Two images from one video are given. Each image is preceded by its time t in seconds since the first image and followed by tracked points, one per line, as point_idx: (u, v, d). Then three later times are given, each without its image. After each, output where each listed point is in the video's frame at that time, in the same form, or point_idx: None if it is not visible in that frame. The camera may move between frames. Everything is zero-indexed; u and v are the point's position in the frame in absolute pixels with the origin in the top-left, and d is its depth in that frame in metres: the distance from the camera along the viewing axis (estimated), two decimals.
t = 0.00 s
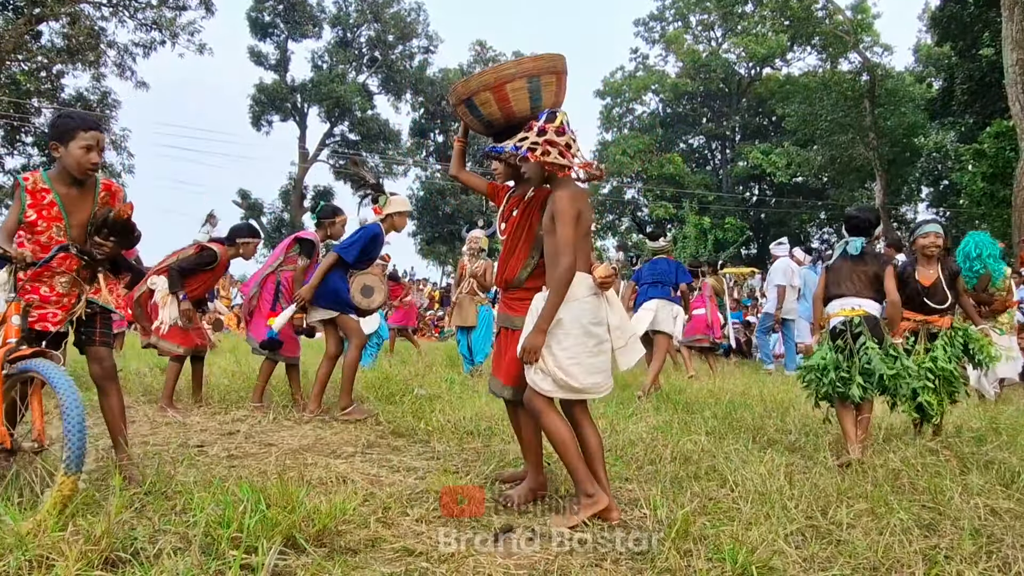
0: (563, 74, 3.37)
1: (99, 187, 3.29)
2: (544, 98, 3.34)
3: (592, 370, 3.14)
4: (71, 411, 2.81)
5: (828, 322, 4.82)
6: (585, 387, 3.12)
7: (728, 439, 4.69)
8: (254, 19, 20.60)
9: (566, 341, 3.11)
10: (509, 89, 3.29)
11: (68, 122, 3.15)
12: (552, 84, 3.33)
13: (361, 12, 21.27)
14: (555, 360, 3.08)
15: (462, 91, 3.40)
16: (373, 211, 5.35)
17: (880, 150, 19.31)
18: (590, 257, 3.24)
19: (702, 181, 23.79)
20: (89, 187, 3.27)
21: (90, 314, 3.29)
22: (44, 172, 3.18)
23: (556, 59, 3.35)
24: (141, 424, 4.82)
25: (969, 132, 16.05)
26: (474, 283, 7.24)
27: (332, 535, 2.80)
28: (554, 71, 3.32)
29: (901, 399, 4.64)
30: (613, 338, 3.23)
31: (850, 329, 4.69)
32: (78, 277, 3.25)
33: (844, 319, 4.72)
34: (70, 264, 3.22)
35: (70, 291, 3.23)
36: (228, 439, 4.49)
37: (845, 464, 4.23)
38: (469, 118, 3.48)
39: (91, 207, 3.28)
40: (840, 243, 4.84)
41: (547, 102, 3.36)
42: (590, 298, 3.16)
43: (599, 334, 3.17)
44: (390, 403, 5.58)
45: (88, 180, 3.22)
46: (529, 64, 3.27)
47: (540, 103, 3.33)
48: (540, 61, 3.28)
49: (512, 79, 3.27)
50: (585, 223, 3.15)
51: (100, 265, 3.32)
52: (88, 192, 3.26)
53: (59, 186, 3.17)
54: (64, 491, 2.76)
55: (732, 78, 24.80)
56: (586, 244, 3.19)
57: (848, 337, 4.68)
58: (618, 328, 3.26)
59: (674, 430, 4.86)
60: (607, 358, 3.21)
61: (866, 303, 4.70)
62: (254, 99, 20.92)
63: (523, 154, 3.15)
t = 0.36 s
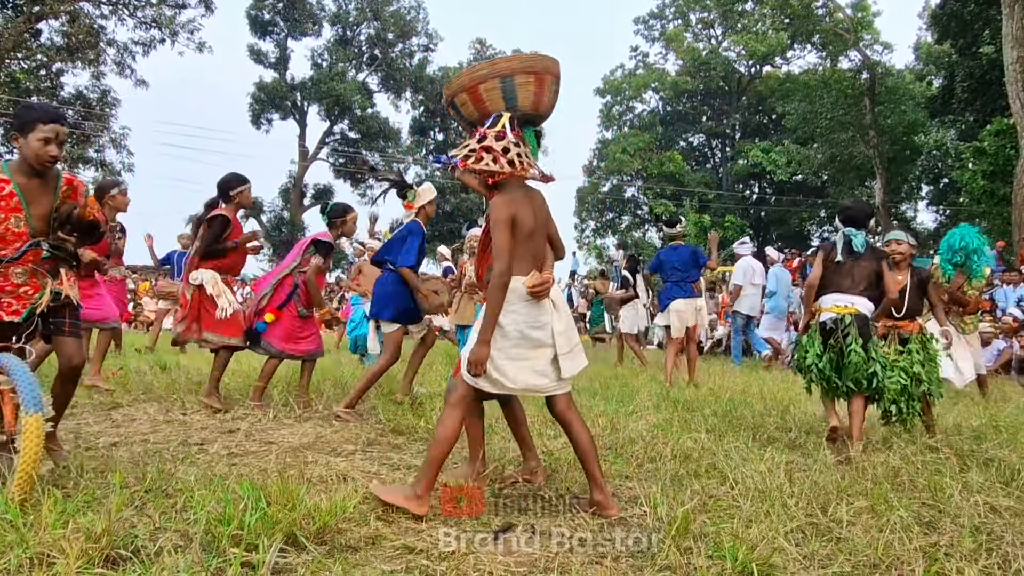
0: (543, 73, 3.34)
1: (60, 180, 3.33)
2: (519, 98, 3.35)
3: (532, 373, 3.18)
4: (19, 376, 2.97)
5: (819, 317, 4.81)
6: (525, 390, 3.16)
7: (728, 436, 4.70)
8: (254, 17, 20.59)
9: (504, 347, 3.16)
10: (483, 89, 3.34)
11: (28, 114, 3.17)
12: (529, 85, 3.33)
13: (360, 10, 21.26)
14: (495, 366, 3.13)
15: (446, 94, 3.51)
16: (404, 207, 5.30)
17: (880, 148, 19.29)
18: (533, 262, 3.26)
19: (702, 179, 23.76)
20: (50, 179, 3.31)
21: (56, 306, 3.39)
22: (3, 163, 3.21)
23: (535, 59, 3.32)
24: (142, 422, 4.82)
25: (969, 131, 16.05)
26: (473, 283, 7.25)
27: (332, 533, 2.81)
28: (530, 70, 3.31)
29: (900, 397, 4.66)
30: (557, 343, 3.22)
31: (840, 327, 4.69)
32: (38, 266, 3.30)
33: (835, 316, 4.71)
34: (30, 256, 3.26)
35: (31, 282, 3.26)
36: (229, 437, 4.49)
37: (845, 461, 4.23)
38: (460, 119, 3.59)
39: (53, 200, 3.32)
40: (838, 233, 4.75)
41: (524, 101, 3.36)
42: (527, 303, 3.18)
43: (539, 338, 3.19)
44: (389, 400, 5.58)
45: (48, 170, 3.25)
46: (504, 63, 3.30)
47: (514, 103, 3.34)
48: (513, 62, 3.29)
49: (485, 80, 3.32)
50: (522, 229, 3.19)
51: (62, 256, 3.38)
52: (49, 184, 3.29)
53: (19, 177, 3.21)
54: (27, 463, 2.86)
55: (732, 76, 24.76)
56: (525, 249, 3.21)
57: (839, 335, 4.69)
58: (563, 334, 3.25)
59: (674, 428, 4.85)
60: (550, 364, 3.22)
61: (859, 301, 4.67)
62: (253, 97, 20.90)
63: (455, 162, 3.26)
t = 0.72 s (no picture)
0: (507, 65, 3.56)
1: (63, 187, 3.36)
2: (478, 85, 3.57)
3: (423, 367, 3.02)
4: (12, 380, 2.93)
5: (805, 314, 4.80)
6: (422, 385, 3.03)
7: (728, 434, 4.70)
8: (253, 15, 20.58)
9: (401, 334, 3.04)
10: (444, 74, 3.59)
11: (27, 121, 3.18)
12: (486, 73, 3.55)
13: (360, 8, 21.24)
14: (388, 353, 3.03)
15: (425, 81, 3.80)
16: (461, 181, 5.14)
17: (880, 146, 19.26)
18: (445, 250, 3.09)
19: (703, 177, 23.74)
20: (53, 186, 3.33)
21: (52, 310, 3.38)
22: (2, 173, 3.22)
23: (496, 50, 3.55)
24: (142, 420, 4.81)
25: (970, 129, 16.03)
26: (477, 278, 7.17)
27: (333, 530, 2.81)
28: (492, 61, 3.54)
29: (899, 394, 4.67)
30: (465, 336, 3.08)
31: (828, 325, 4.69)
32: (38, 273, 3.32)
33: (822, 314, 4.71)
34: (29, 264, 3.27)
35: (33, 287, 3.31)
36: (229, 434, 4.49)
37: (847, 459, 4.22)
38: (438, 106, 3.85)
39: (55, 209, 3.36)
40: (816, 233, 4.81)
41: (483, 89, 3.57)
42: (431, 294, 3.03)
43: (435, 331, 3.03)
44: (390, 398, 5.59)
45: (50, 179, 3.27)
46: (466, 52, 3.54)
47: (470, 89, 3.56)
48: (473, 49, 3.52)
49: (445, 65, 3.57)
50: (428, 214, 3.04)
51: (64, 264, 3.41)
52: (51, 192, 3.32)
53: (17, 187, 3.22)
54: (18, 467, 2.85)
55: (733, 74, 24.74)
56: (432, 235, 3.06)
57: (829, 333, 4.69)
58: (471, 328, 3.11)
59: (674, 425, 4.85)
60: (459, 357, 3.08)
61: (844, 299, 4.68)
62: (253, 95, 20.90)
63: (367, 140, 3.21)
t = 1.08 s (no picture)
0: (487, 55, 3.45)
1: (92, 193, 3.33)
2: (462, 81, 3.46)
3: (404, 372, 2.96)
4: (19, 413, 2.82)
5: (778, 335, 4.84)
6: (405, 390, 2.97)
7: (728, 432, 4.69)
8: (254, 14, 20.56)
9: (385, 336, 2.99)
10: (433, 77, 3.56)
11: (56, 122, 3.18)
12: (467, 66, 3.44)
13: (360, 7, 21.22)
14: (372, 355, 2.99)
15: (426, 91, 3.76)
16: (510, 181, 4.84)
17: (881, 144, 19.24)
18: (431, 249, 3.04)
19: (703, 176, 23.73)
20: (81, 191, 3.31)
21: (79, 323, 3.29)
22: (33, 176, 3.23)
23: (474, 42, 3.45)
24: (142, 419, 4.81)
25: (970, 127, 16.01)
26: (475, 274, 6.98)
27: (333, 528, 2.80)
28: (473, 52, 3.45)
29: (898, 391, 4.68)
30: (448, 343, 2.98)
31: (800, 344, 4.70)
32: (67, 283, 3.30)
33: (795, 332, 4.73)
34: (58, 272, 3.26)
35: (58, 296, 3.29)
36: (230, 433, 4.49)
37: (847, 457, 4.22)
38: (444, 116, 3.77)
39: (83, 215, 3.33)
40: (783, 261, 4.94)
41: (467, 84, 3.46)
42: (416, 296, 2.96)
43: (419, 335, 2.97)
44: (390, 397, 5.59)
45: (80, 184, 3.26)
46: (451, 50, 3.48)
47: (455, 86, 3.46)
48: (452, 46, 3.46)
49: (432, 67, 3.54)
50: (412, 212, 3.00)
51: (95, 276, 3.36)
52: (79, 198, 3.30)
53: (47, 191, 3.23)
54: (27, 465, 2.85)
55: (733, 73, 24.73)
56: (418, 234, 3.01)
57: (799, 352, 4.68)
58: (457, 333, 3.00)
59: (675, 424, 4.86)
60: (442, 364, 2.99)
61: (816, 317, 4.72)
62: (254, 94, 20.89)
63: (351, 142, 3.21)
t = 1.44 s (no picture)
0: (515, 59, 3.25)
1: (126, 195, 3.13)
2: (491, 90, 3.28)
3: (441, 389, 2.85)
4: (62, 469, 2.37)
5: (774, 335, 4.86)
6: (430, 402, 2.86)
7: (729, 432, 4.69)
8: (254, 14, 20.54)
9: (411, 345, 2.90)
10: (463, 91, 3.37)
11: (88, 121, 2.97)
12: (496, 74, 3.26)
13: (360, 7, 21.20)
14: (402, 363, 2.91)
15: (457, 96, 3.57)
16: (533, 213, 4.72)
17: (880, 143, 19.23)
18: (462, 254, 2.88)
19: (703, 175, 23.74)
20: (115, 194, 3.10)
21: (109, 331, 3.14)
22: (67, 177, 3.01)
23: (501, 48, 3.26)
24: (144, 419, 4.81)
25: (970, 126, 16.01)
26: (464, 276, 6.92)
27: (335, 528, 2.81)
28: (499, 58, 3.26)
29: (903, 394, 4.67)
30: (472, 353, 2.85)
31: (794, 345, 4.74)
32: (99, 286, 3.15)
33: (788, 335, 4.75)
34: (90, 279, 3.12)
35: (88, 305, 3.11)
36: (231, 433, 4.49)
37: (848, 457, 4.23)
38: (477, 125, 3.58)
39: (116, 217, 3.14)
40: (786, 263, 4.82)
41: (498, 92, 3.28)
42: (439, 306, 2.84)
43: (452, 348, 2.85)
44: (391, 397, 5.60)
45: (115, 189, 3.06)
46: (477, 60, 3.29)
47: (485, 98, 3.28)
48: (481, 55, 3.28)
49: (462, 78, 3.36)
50: (441, 212, 2.84)
51: (121, 280, 3.23)
52: (113, 202, 3.10)
53: (82, 194, 3.00)
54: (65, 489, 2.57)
55: (733, 73, 24.74)
56: (449, 235, 2.85)
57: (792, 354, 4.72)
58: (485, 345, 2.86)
59: (676, 423, 4.86)
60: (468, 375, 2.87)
61: (811, 319, 4.70)
62: (254, 94, 20.88)
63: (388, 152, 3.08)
